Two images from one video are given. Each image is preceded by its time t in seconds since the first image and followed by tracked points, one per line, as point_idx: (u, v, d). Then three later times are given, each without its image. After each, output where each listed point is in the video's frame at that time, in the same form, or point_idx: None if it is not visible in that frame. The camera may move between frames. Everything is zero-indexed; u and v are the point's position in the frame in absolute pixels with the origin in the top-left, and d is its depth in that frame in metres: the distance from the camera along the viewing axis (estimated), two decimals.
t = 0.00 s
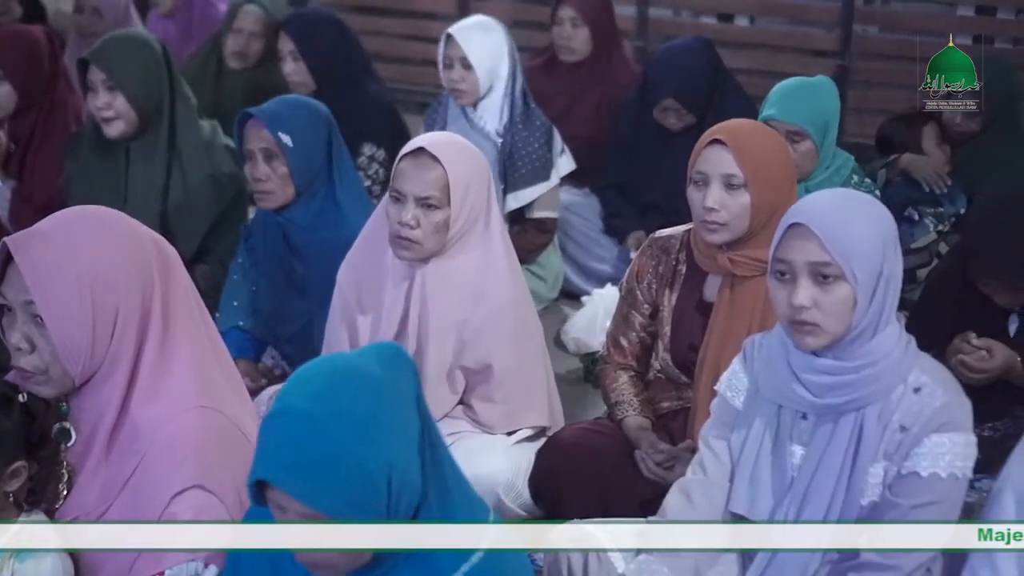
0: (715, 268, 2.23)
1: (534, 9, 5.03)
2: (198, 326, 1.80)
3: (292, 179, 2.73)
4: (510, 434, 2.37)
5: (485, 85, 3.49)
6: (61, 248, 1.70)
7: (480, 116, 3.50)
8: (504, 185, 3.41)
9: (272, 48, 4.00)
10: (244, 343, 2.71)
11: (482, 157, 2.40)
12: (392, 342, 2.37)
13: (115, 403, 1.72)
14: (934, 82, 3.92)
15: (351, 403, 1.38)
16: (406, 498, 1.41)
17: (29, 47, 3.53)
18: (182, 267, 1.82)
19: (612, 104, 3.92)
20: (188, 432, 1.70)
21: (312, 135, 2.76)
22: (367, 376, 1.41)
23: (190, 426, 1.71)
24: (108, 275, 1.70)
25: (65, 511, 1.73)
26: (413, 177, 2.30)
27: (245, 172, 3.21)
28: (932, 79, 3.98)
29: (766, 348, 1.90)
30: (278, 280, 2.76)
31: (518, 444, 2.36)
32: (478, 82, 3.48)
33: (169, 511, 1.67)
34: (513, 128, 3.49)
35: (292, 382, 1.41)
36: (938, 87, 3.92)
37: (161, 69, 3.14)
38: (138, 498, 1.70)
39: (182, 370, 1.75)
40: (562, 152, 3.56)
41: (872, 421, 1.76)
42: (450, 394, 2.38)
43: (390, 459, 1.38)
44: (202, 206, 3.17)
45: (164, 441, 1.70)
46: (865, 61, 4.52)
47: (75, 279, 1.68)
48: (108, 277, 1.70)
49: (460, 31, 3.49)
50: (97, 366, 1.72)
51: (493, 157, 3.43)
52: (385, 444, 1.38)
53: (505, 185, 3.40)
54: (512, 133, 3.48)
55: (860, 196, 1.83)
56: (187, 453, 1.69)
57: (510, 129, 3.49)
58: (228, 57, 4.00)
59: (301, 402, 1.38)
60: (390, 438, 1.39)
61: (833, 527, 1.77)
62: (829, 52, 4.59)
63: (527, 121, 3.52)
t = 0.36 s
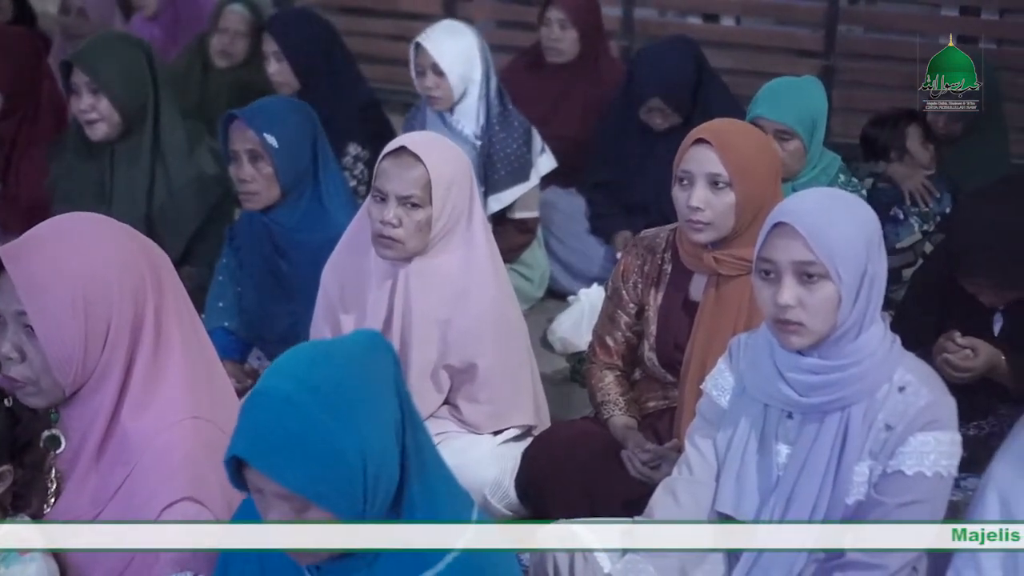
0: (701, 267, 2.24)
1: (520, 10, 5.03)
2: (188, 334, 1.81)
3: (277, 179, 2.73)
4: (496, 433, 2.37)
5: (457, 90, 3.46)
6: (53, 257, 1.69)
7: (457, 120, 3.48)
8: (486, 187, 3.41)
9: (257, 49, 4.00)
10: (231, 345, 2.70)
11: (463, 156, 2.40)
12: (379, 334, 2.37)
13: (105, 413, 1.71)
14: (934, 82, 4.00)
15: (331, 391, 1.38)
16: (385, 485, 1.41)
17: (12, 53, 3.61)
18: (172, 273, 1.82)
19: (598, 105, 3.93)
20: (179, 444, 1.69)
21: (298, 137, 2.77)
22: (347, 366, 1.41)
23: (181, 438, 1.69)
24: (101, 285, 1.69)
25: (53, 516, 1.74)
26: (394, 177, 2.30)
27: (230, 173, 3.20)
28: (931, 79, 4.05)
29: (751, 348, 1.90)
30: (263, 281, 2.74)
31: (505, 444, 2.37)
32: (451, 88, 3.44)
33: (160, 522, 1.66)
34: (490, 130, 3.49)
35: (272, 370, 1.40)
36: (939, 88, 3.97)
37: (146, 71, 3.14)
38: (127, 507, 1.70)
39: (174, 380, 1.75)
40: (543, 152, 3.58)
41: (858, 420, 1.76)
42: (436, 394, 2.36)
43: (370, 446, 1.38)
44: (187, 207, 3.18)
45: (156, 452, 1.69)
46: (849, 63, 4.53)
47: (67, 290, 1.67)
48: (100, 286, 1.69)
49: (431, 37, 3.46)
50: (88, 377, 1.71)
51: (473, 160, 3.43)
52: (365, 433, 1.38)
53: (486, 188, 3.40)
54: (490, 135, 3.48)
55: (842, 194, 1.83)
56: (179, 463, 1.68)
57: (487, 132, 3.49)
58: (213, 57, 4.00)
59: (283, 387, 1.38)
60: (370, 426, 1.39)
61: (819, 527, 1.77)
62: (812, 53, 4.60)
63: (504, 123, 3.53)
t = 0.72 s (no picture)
0: (684, 264, 2.24)
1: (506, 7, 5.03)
2: (174, 336, 1.80)
3: (261, 176, 2.73)
4: (480, 430, 2.38)
5: (441, 91, 3.44)
6: (41, 257, 1.67)
7: (442, 121, 3.46)
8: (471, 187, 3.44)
9: (242, 46, 3.99)
10: (216, 342, 2.70)
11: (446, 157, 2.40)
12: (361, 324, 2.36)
13: (92, 413, 1.71)
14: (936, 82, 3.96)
15: (315, 386, 1.37)
16: (370, 481, 1.41)
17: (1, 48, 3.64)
18: (159, 274, 1.81)
19: (585, 103, 3.93)
20: (166, 445, 1.69)
21: (283, 135, 2.77)
22: (332, 361, 1.40)
23: (168, 439, 1.69)
24: (88, 286, 1.69)
25: (38, 515, 1.73)
26: (374, 174, 2.30)
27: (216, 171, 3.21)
28: (933, 80, 4.03)
29: (736, 343, 1.90)
30: (247, 278, 2.75)
31: (488, 441, 2.37)
32: (434, 91, 3.42)
33: (146, 523, 1.66)
34: (474, 129, 3.49)
35: (256, 365, 1.40)
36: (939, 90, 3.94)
37: (131, 70, 3.13)
38: (113, 507, 1.69)
39: (161, 381, 1.74)
40: (528, 151, 3.60)
41: (842, 417, 1.76)
42: (419, 391, 2.37)
43: (353, 442, 1.38)
44: (173, 205, 3.19)
45: (143, 453, 1.69)
46: (835, 61, 4.54)
47: (53, 291, 1.66)
48: (88, 287, 1.68)
49: (410, 41, 3.42)
50: (74, 376, 1.70)
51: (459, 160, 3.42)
52: (348, 428, 1.37)
53: (471, 187, 3.43)
54: (474, 134, 3.48)
55: (828, 191, 1.83)
56: (166, 464, 1.68)
57: (472, 131, 3.48)
58: (200, 56, 3.99)
59: (266, 382, 1.37)
60: (354, 422, 1.38)
61: (801, 527, 1.77)
62: (797, 51, 4.61)
63: (489, 122, 3.53)
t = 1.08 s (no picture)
0: (669, 262, 2.24)
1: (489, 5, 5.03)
2: (153, 333, 1.80)
3: (244, 176, 2.73)
4: (466, 427, 2.39)
5: (430, 92, 3.43)
6: (18, 253, 1.69)
7: (431, 120, 3.45)
8: (458, 188, 3.46)
9: (225, 44, 3.99)
10: (198, 342, 2.68)
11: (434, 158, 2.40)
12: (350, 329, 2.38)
13: (70, 411, 1.70)
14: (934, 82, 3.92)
15: (300, 386, 1.37)
16: (357, 483, 1.41)
17: None
18: (139, 272, 1.82)
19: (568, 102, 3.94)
20: (146, 441, 1.68)
21: (265, 134, 2.77)
22: (316, 361, 1.40)
23: (147, 435, 1.69)
24: (65, 282, 1.69)
25: (20, 514, 1.73)
26: (376, 173, 2.30)
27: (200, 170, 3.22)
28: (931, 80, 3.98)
29: (720, 341, 1.91)
30: (231, 278, 2.74)
31: (474, 439, 2.37)
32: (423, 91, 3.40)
33: (127, 519, 1.66)
34: (462, 129, 3.50)
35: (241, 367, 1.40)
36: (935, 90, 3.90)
37: (115, 69, 3.12)
38: (94, 505, 1.69)
39: (140, 378, 1.73)
40: (516, 151, 3.62)
41: (825, 413, 1.77)
42: (405, 391, 2.38)
43: (340, 443, 1.38)
44: (157, 205, 3.18)
45: (123, 450, 1.68)
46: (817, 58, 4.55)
47: (30, 286, 1.67)
48: (64, 283, 1.69)
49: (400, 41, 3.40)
50: (52, 372, 1.70)
51: (446, 162, 3.42)
52: (334, 429, 1.37)
53: (459, 187, 3.44)
54: (462, 134, 3.49)
55: (811, 188, 1.84)
56: (146, 460, 1.68)
57: (460, 131, 3.49)
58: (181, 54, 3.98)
59: (252, 383, 1.38)
60: (339, 422, 1.38)
61: (784, 527, 1.77)
62: (780, 48, 4.62)
63: (476, 123, 3.52)
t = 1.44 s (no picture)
0: (657, 261, 2.25)
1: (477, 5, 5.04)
2: (133, 328, 1.80)
3: (232, 178, 2.73)
4: (456, 429, 2.38)
5: (415, 92, 3.43)
6: None
7: (417, 121, 3.44)
8: (446, 188, 3.46)
9: (211, 45, 4.00)
10: (186, 345, 2.68)
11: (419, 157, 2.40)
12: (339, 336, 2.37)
13: (52, 408, 1.69)
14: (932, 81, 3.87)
15: (285, 388, 1.37)
16: (343, 486, 1.41)
17: None
18: (117, 269, 1.82)
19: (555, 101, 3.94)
20: (127, 436, 1.69)
21: (253, 134, 2.76)
22: (302, 364, 1.40)
23: (129, 429, 1.69)
24: (42, 278, 1.69)
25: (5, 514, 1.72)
26: (367, 174, 2.30)
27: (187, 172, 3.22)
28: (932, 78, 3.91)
29: (708, 340, 1.91)
30: (219, 279, 2.74)
31: (464, 439, 2.37)
32: (408, 92, 3.40)
33: (110, 513, 1.67)
34: (450, 129, 3.50)
35: (226, 370, 1.40)
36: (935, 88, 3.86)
37: (100, 72, 3.12)
38: (80, 502, 1.69)
39: (120, 373, 1.74)
40: (503, 149, 3.63)
41: (814, 409, 1.77)
42: (394, 392, 2.38)
43: (326, 446, 1.38)
44: (144, 209, 3.18)
45: (106, 445, 1.68)
46: (804, 55, 4.56)
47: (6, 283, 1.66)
48: (41, 279, 1.69)
49: (381, 46, 3.40)
50: (31, 369, 1.70)
51: (432, 162, 3.43)
52: (320, 431, 1.38)
53: (446, 187, 3.45)
54: (448, 134, 3.49)
55: (797, 185, 1.84)
56: (127, 455, 1.68)
57: (446, 131, 3.49)
58: (167, 54, 3.98)
59: (237, 387, 1.37)
60: (326, 425, 1.38)
61: (773, 527, 1.77)
62: (768, 45, 4.63)
63: (462, 122, 3.53)
